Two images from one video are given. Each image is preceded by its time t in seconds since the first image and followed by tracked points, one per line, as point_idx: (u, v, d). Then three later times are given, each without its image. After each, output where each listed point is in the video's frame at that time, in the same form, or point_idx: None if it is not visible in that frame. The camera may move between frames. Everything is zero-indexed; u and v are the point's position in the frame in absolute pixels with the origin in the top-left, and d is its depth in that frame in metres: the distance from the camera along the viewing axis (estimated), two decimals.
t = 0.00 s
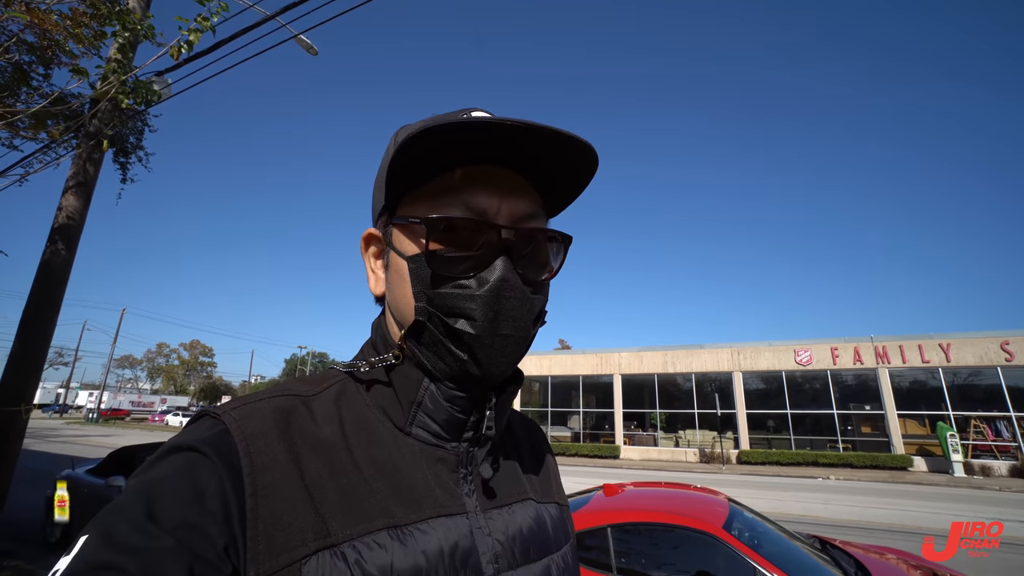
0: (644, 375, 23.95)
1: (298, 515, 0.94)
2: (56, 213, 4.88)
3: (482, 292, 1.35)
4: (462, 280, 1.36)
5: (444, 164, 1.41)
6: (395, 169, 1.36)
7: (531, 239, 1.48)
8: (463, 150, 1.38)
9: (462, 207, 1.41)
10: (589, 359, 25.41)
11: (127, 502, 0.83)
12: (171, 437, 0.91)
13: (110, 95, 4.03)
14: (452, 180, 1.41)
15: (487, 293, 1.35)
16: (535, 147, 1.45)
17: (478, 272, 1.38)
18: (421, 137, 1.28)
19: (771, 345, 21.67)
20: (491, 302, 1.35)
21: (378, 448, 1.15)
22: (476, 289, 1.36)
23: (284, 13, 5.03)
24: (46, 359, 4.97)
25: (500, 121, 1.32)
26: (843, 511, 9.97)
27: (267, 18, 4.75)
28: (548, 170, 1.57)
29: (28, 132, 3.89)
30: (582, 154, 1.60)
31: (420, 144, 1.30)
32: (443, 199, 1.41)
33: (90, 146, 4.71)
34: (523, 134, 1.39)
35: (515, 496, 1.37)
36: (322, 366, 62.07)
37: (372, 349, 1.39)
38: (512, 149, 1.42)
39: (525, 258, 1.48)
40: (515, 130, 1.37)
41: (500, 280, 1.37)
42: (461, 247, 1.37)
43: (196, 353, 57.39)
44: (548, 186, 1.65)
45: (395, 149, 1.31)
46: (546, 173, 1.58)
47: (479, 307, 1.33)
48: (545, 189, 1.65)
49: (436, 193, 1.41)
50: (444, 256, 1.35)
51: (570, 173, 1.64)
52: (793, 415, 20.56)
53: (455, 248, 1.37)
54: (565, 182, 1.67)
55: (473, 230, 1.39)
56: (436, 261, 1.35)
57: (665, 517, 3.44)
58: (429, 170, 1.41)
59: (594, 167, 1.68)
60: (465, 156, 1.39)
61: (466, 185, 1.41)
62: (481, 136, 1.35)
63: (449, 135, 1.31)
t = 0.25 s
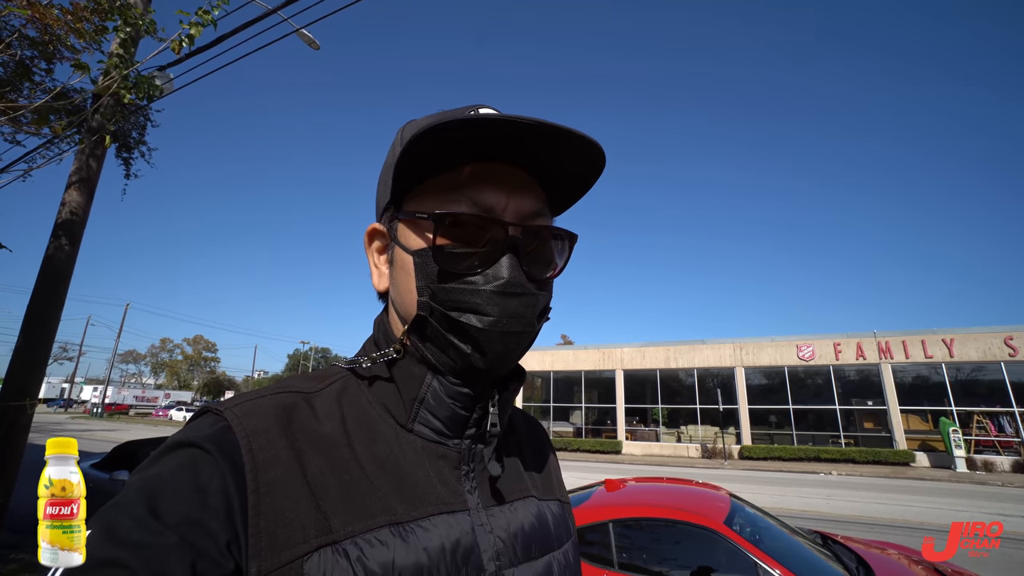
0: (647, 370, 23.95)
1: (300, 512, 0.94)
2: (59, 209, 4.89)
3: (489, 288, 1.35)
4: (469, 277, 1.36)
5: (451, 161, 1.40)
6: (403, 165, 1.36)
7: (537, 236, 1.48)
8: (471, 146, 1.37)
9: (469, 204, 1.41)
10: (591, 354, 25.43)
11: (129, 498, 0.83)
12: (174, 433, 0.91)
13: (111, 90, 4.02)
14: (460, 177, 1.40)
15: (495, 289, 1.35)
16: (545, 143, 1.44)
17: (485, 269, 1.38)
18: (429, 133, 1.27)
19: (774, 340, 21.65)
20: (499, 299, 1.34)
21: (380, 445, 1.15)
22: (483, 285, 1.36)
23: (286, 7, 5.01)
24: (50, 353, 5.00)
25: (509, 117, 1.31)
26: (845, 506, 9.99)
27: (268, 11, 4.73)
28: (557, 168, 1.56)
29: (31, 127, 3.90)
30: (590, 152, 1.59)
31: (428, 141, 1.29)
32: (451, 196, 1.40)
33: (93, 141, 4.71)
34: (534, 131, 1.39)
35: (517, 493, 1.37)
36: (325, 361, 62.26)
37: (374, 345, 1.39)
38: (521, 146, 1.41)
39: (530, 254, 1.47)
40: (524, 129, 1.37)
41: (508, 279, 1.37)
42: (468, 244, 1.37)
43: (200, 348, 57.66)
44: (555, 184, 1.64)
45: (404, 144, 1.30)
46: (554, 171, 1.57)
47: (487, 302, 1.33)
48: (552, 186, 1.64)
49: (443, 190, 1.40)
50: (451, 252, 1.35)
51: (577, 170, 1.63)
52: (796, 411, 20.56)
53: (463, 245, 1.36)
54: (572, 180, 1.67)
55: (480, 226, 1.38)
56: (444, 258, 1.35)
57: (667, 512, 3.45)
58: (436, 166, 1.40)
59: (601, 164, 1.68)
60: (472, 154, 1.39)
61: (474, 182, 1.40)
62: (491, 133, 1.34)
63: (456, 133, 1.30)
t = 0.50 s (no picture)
0: (647, 369, 23.95)
1: (299, 511, 0.94)
2: (60, 208, 4.89)
3: (491, 290, 1.35)
4: (471, 278, 1.36)
5: (454, 162, 1.40)
6: (407, 166, 1.36)
7: (541, 238, 1.48)
8: (475, 147, 1.37)
9: (472, 205, 1.40)
10: (591, 354, 25.42)
11: (129, 497, 0.83)
12: (174, 433, 0.92)
13: (112, 89, 4.02)
14: (462, 178, 1.40)
15: (497, 291, 1.35)
16: (548, 145, 1.44)
17: (488, 270, 1.38)
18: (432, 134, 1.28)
19: (774, 339, 21.64)
20: (501, 301, 1.35)
21: (379, 445, 1.15)
22: (485, 287, 1.36)
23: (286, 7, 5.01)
24: (51, 352, 5.01)
25: (512, 118, 1.31)
26: (846, 505, 10.00)
27: (269, 11, 4.73)
28: (560, 170, 1.56)
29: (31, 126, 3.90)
30: (594, 155, 1.59)
31: (430, 141, 1.29)
32: (453, 196, 1.40)
33: (93, 140, 4.71)
34: (538, 133, 1.39)
35: (516, 494, 1.37)
36: (326, 360, 62.29)
37: (375, 345, 1.39)
38: (524, 148, 1.41)
39: (534, 256, 1.47)
40: (526, 130, 1.36)
41: (510, 280, 1.37)
42: (471, 245, 1.37)
43: (201, 347, 57.69)
44: (558, 187, 1.64)
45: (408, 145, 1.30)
46: (557, 173, 1.57)
47: (489, 304, 1.34)
48: (556, 188, 1.64)
49: (446, 191, 1.40)
50: (454, 253, 1.35)
51: (581, 172, 1.63)
52: (796, 410, 20.55)
53: (467, 246, 1.36)
54: (575, 183, 1.66)
55: (482, 227, 1.38)
56: (448, 259, 1.35)
57: (667, 511, 3.45)
58: (440, 166, 1.40)
59: (605, 167, 1.67)
60: (475, 155, 1.38)
61: (477, 183, 1.40)
62: (495, 133, 1.34)
63: (458, 134, 1.31)
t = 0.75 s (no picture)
0: (648, 372, 23.90)
1: (296, 512, 0.93)
2: (61, 211, 4.89)
3: (482, 295, 1.35)
4: (463, 282, 1.36)
5: (454, 166, 1.40)
6: (407, 169, 1.36)
7: (540, 243, 1.47)
8: (473, 152, 1.37)
9: (468, 209, 1.40)
10: (591, 357, 25.38)
11: (128, 494, 0.82)
12: (174, 430, 0.91)
13: (114, 92, 4.04)
14: (460, 183, 1.40)
15: (487, 295, 1.35)
16: (546, 152, 1.44)
17: (479, 275, 1.37)
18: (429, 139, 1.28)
19: (775, 343, 21.61)
20: (491, 304, 1.34)
21: (377, 446, 1.14)
22: (477, 292, 1.35)
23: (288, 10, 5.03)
24: (51, 355, 4.99)
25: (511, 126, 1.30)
26: (847, 509, 9.95)
27: (270, 14, 4.74)
28: (559, 177, 1.55)
29: (33, 129, 3.91)
30: (594, 163, 1.59)
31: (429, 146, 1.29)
32: (451, 201, 1.40)
33: (95, 143, 4.72)
34: (534, 139, 1.38)
35: (515, 497, 1.36)
36: (326, 364, 62.18)
37: (374, 347, 1.39)
38: (523, 154, 1.41)
39: (533, 260, 1.47)
40: (524, 135, 1.36)
41: (502, 284, 1.37)
42: (467, 249, 1.36)
43: (201, 351, 57.59)
44: (558, 194, 1.64)
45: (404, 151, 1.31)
46: (557, 179, 1.56)
47: (477, 308, 1.33)
48: (555, 194, 1.64)
49: (445, 195, 1.40)
50: (451, 257, 1.35)
51: (579, 178, 1.62)
52: (798, 414, 20.49)
53: (462, 251, 1.36)
54: (574, 189, 1.66)
55: (482, 232, 1.38)
56: (438, 262, 1.35)
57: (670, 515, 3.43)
58: (439, 170, 1.41)
59: (605, 173, 1.66)
60: (473, 161, 1.39)
61: (473, 188, 1.39)
62: (493, 141, 1.34)
63: (456, 140, 1.31)
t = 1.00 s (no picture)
0: (650, 368, 23.91)
1: (297, 514, 0.94)
2: (60, 220, 4.91)
3: (471, 289, 1.35)
4: (451, 277, 1.36)
5: (439, 159, 1.41)
6: (392, 158, 1.39)
7: (532, 234, 1.47)
8: (453, 145, 1.38)
9: (453, 202, 1.41)
10: (594, 354, 25.38)
11: (129, 498, 0.83)
12: (174, 434, 0.92)
13: (110, 100, 4.05)
14: (443, 176, 1.41)
15: (476, 290, 1.35)
16: (531, 140, 1.44)
17: (468, 270, 1.37)
18: (408, 130, 1.32)
19: (777, 335, 21.59)
20: (482, 299, 1.35)
21: (377, 446, 1.15)
22: (466, 286, 1.36)
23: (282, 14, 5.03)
24: (54, 364, 5.02)
25: (488, 113, 1.31)
26: (851, 501, 9.97)
27: (264, 19, 4.75)
28: (547, 165, 1.55)
29: (30, 139, 3.92)
30: (581, 150, 1.59)
31: (406, 139, 1.33)
32: (436, 195, 1.42)
33: (93, 152, 4.73)
34: (514, 128, 1.38)
35: (518, 496, 1.37)
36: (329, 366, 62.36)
37: (373, 347, 1.41)
38: (506, 144, 1.41)
39: (527, 254, 1.47)
40: (506, 126, 1.36)
41: (492, 278, 1.37)
42: (455, 242, 1.37)
43: (204, 355, 57.78)
44: (550, 183, 1.64)
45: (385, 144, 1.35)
46: (545, 168, 1.56)
47: (467, 303, 1.33)
48: (547, 187, 1.64)
49: (428, 190, 1.43)
50: (438, 252, 1.36)
51: (569, 167, 1.62)
52: (801, 406, 20.49)
53: (447, 243, 1.37)
54: (567, 178, 1.66)
55: (471, 225, 1.39)
56: (422, 256, 1.36)
57: (674, 510, 3.44)
58: (426, 165, 1.42)
59: (594, 161, 1.66)
60: (455, 154, 1.40)
61: (457, 180, 1.41)
62: (471, 131, 1.35)
63: (434, 130, 1.33)
